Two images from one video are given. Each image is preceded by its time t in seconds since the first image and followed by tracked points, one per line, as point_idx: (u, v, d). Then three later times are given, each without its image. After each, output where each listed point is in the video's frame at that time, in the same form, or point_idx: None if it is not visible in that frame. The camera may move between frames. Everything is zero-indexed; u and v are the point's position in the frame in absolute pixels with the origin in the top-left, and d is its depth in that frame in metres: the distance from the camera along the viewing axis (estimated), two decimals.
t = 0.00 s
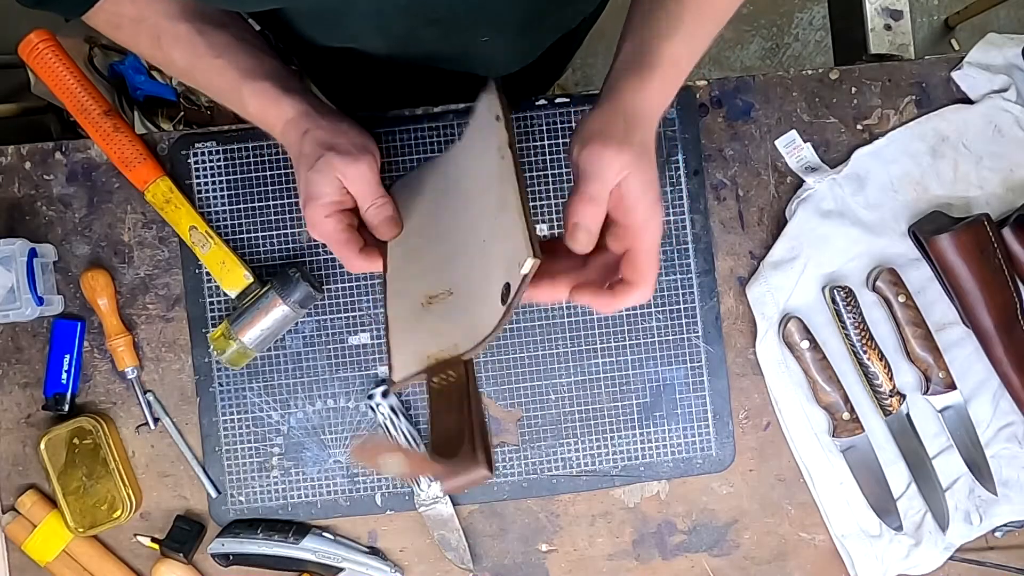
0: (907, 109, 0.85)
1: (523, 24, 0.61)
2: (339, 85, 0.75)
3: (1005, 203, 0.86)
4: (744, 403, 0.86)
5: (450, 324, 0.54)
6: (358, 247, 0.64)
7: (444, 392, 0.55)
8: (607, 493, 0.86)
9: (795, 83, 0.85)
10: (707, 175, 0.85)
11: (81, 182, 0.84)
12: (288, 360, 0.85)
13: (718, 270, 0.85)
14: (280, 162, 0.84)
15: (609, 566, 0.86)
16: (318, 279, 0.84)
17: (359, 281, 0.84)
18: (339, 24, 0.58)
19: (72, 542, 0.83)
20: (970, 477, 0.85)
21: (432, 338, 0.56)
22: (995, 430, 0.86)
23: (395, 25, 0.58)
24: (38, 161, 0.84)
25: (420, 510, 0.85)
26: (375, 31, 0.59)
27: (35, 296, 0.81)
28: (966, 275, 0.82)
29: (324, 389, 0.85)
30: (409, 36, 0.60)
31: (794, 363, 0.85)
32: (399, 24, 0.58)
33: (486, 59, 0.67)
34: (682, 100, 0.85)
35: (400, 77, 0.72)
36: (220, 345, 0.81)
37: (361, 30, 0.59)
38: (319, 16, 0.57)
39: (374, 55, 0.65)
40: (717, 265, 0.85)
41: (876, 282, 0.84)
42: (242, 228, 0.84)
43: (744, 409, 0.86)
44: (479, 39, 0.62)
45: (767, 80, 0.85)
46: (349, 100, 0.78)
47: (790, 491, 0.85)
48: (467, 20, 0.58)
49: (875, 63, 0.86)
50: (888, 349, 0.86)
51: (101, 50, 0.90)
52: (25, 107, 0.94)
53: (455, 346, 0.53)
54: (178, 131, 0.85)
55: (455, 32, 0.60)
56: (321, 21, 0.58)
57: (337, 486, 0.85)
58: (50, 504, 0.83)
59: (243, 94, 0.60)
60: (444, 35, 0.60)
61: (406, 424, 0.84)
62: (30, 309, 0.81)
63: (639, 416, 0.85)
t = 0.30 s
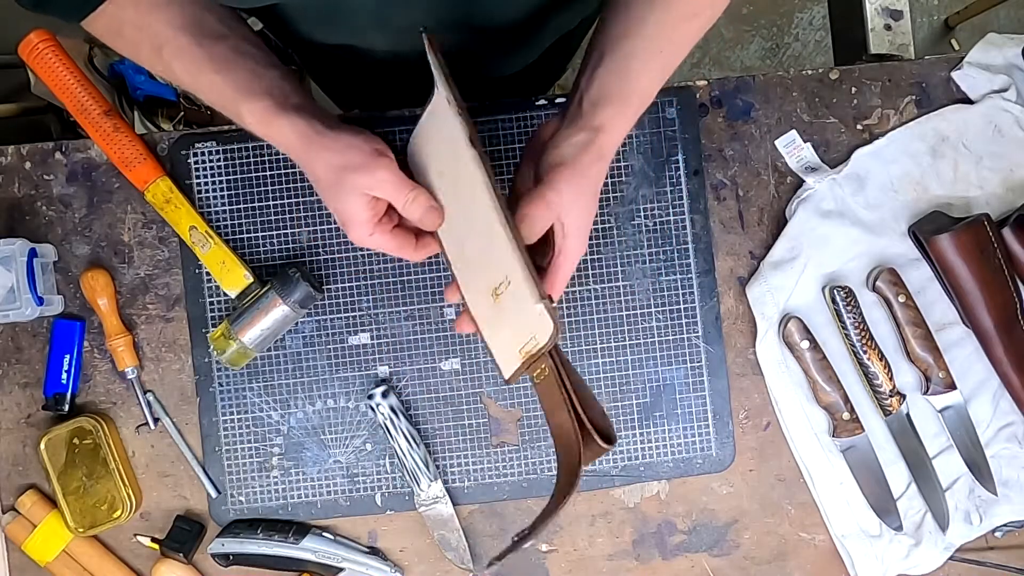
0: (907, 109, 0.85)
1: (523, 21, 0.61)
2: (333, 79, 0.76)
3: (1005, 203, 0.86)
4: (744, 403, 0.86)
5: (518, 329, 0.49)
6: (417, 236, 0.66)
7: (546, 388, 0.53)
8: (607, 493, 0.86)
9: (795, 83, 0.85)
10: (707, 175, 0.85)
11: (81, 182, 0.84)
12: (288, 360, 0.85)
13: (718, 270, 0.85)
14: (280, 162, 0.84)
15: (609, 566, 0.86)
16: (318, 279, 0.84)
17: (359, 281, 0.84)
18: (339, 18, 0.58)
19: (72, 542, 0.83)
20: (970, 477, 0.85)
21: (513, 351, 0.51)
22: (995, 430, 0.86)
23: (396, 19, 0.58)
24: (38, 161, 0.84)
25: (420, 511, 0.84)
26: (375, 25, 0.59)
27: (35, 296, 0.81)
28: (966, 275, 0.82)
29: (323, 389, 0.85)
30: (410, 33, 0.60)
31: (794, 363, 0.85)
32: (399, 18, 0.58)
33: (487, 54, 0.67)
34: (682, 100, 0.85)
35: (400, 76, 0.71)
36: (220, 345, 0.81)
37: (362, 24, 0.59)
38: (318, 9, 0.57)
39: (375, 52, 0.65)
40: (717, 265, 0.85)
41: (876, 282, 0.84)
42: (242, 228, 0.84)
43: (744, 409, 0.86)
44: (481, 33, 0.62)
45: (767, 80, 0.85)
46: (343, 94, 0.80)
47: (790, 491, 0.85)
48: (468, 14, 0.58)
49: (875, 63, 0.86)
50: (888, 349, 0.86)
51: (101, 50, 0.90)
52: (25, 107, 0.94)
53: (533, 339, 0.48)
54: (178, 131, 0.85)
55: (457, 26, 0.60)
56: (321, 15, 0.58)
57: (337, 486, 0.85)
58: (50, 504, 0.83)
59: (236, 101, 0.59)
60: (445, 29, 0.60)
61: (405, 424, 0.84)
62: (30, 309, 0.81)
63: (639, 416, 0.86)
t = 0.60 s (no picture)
0: (907, 109, 0.85)
1: (524, 13, 0.62)
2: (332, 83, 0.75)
3: (1005, 203, 0.86)
4: (744, 403, 0.86)
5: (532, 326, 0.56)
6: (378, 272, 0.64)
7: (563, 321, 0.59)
8: (607, 493, 0.86)
9: (795, 83, 0.85)
10: (707, 175, 0.85)
11: (81, 182, 0.84)
12: (288, 360, 0.85)
13: (718, 270, 0.85)
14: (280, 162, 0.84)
15: (609, 566, 0.86)
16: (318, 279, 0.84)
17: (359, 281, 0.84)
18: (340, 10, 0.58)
19: (72, 542, 0.83)
20: (970, 477, 0.85)
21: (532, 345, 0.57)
22: (995, 430, 0.86)
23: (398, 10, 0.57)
24: (38, 161, 0.84)
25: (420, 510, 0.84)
26: (376, 17, 0.58)
27: (35, 296, 0.81)
28: (966, 276, 0.82)
29: (324, 389, 0.85)
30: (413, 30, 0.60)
31: (795, 363, 0.85)
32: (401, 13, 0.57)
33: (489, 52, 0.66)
34: (682, 100, 0.85)
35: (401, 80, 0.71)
36: (220, 346, 0.81)
37: (364, 18, 0.59)
38: None
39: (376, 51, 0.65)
40: (717, 265, 0.85)
41: (876, 281, 0.84)
42: (242, 228, 0.84)
43: (744, 409, 0.86)
44: (485, 28, 0.62)
45: (767, 80, 0.85)
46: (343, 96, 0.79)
47: (790, 491, 0.86)
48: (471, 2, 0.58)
49: (875, 63, 0.86)
50: (888, 349, 0.86)
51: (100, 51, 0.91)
52: (25, 107, 0.94)
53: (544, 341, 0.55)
54: (178, 131, 0.85)
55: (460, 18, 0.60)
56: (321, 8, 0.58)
57: (337, 486, 0.85)
58: (50, 504, 0.83)
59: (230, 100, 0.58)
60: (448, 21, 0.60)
61: (405, 424, 0.83)
62: (30, 309, 0.81)
63: (639, 416, 0.86)
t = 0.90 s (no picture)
0: (907, 109, 0.85)
1: (527, 13, 0.62)
2: (341, 75, 0.76)
3: (1005, 203, 0.85)
4: (744, 403, 0.86)
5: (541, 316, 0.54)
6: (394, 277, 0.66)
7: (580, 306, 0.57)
8: (607, 492, 0.86)
9: (795, 83, 0.85)
10: (707, 175, 0.85)
11: (81, 182, 0.84)
12: (288, 360, 0.85)
13: (717, 270, 0.85)
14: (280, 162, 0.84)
15: (609, 566, 0.86)
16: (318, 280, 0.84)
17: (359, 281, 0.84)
18: (343, 8, 0.58)
19: (72, 542, 0.83)
20: (970, 477, 0.85)
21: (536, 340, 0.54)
22: (995, 431, 0.86)
23: (402, 8, 0.57)
24: (38, 161, 0.84)
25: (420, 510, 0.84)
26: (380, 14, 0.58)
27: (35, 296, 0.81)
28: (966, 275, 0.82)
29: (324, 389, 0.85)
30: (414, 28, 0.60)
31: (795, 363, 0.85)
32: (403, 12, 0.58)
33: (491, 48, 0.66)
34: (682, 100, 0.85)
35: (406, 71, 0.71)
36: (220, 346, 0.81)
37: (366, 14, 0.58)
38: None
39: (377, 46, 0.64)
40: (716, 265, 0.85)
41: (876, 281, 0.84)
42: (242, 228, 0.84)
43: (744, 409, 0.86)
44: (489, 24, 0.61)
45: (767, 80, 0.85)
46: (352, 91, 0.80)
47: (790, 492, 0.85)
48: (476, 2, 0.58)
49: (875, 63, 0.86)
50: (888, 349, 0.86)
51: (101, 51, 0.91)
52: (25, 108, 0.94)
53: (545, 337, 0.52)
54: (178, 131, 0.85)
55: (464, 15, 0.59)
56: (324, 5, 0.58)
57: (337, 486, 0.85)
58: (50, 504, 0.83)
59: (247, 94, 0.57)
60: (453, 19, 0.60)
61: (405, 424, 0.83)
62: (30, 309, 0.81)
63: (639, 416, 0.85)
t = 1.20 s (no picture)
0: (907, 109, 0.85)
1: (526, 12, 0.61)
2: (344, 74, 0.75)
3: (1005, 203, 0.85)
4: (744, 402, 0.86)
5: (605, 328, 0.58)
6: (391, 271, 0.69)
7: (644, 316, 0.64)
8: (607, 492, 0.86)
9: (795, 83, 0.85)
10: (707, 175, 0.85)
11: (81, 182, 0.84)
12: (288, 360, 0.85)
13: (718, 271, 0.85)
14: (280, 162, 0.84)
15: (609, 566, 0.86)
16: (318, 279, 0.84)
17: (359, 281, 0.84)
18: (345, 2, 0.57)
19: (72, 542, 0.83)
20: (970, 477, 0.85)
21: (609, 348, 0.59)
22: (995, 431, 0.86)
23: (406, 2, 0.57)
24: (38, 161, 0.84)
25: (420, 511, 0.84)
26: (384, 7, 0.58)
27: (35, 296, 0.81)
28: (966, 275, 0.82)
29: (324, 389, 0.85)
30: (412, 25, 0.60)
31: (795, 363, 0.85)
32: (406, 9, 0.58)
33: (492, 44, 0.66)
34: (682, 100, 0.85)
35: (409, 68, 0.71)
36: (220, 346, 0.81)
37: (369, 8, 0.58)
38: None
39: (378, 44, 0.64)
40: (717, 265, 0.85)
41: (876, 282, 0.84)
42: (242, 228, 0.84)
43: (744, 409, 0.86)
44: (492, 19, 0.61)
45: (768, 80, 0.85)
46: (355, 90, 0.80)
47: (790, 492, 0.85)
48: None
49: (875, 62, 0.86)
50: (888, 349, 0.86)
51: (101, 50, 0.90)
52: (25, 107, 0.94)
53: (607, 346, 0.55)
54: (178, 131, 0.85)
55: (469, 9, 0.59)
56: None
57: (337, 486, 0.85)
58: (50, 504, 0.83)
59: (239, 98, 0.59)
60: (457, 13, 0.59)
61: (405, 424, 0.83)
62: (30, 309, 0.81)
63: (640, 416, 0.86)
